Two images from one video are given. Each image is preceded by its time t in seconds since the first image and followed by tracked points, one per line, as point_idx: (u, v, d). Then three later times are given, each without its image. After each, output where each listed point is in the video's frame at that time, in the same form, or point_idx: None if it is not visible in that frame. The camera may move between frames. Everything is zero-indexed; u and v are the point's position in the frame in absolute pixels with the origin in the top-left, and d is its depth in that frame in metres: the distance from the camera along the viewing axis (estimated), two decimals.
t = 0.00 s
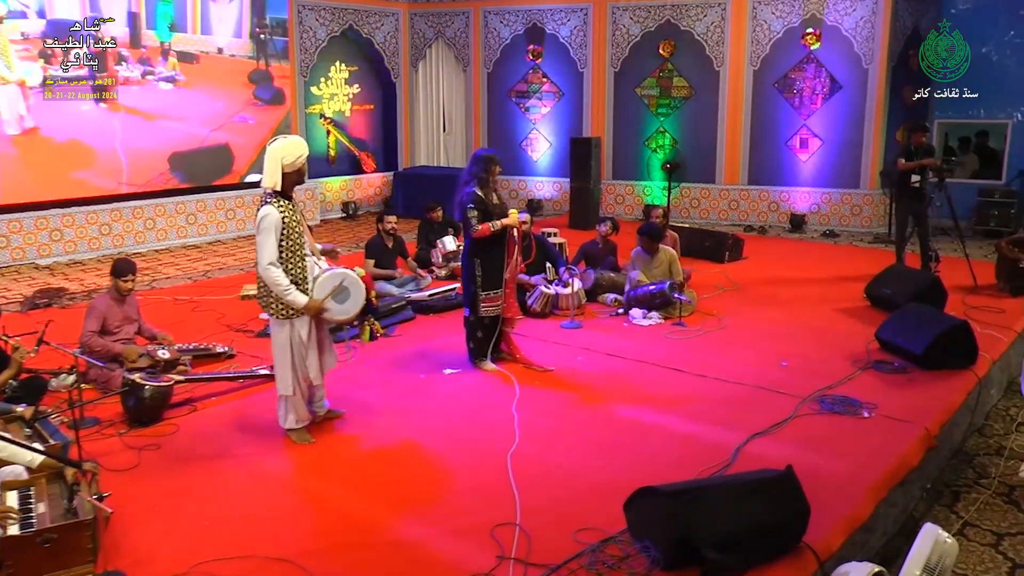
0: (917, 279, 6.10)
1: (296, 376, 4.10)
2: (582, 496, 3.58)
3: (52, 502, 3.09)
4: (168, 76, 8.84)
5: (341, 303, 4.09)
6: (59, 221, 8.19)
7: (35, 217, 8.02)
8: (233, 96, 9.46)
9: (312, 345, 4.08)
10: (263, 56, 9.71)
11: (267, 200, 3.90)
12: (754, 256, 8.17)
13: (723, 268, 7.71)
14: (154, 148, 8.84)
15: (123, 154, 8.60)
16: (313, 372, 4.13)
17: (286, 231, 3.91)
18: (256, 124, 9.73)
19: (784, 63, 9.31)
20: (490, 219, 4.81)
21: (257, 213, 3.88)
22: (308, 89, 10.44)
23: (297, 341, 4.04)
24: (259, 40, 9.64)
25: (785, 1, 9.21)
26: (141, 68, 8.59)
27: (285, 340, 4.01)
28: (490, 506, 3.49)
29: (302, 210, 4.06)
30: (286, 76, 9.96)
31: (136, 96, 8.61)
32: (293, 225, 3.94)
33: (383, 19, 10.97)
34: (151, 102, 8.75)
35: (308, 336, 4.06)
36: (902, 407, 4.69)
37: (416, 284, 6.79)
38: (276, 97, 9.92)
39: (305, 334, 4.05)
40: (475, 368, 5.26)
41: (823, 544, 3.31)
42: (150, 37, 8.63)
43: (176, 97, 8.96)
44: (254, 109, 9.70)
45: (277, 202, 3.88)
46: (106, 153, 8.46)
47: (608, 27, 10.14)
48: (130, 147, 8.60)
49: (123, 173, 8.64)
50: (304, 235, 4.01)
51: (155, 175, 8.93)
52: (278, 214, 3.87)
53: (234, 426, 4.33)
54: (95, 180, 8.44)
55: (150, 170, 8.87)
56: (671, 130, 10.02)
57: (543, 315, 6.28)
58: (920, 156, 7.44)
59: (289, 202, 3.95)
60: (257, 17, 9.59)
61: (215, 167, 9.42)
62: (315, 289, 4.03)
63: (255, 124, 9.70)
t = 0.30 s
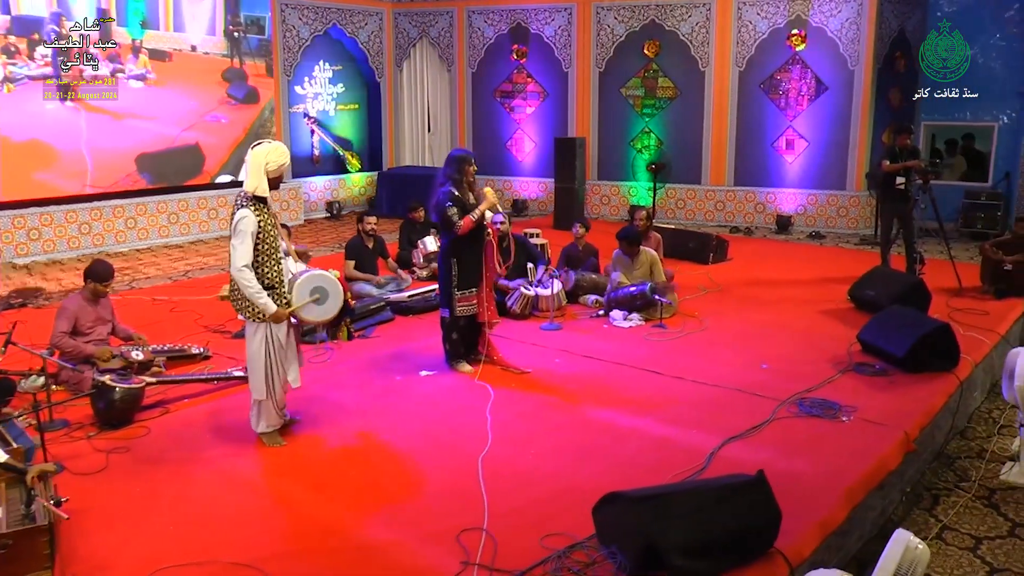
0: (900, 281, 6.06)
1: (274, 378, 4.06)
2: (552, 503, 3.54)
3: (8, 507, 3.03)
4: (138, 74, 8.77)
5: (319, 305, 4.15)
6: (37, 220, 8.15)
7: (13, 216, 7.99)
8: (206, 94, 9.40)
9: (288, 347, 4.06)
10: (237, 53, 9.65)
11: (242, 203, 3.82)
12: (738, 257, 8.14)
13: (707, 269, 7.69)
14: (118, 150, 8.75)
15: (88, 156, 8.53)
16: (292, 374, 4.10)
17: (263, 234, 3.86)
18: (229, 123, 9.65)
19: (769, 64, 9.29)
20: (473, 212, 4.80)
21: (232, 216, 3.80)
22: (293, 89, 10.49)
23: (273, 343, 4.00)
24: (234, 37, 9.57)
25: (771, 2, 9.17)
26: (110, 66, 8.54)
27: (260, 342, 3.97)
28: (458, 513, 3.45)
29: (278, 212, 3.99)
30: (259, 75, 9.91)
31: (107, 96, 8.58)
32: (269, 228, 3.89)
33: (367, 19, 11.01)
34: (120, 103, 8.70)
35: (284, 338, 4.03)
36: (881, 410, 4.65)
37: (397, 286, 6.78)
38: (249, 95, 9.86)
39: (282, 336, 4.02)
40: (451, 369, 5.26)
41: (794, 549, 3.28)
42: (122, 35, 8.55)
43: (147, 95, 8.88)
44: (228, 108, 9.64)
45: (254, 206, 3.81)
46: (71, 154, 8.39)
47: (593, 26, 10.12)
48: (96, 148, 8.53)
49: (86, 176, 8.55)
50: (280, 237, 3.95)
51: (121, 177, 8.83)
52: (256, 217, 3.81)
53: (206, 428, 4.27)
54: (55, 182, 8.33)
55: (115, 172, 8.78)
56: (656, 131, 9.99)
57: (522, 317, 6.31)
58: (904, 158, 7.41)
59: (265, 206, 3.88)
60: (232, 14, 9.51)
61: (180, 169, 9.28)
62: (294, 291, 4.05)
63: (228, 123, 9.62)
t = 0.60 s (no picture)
0: (913, 283, 5.96)
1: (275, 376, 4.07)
2: (548, 509, 3.50)
3: None
4: (140, 75, 8.85)
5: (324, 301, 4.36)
6: (47, 221, 8.27)
7: (24, 216, 8.10)
8: (210, 93, 9.47)
9: (293, 344, 4.08)
10: (242, 54, 9.69)
11: (248, 201, 3.82)
12: (750, 258, 8.06)
13: (718, 270, 7.60)
14: (116, 152, 8.78)
15: (86, 160, 8.58)
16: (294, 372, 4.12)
17: (270, 231, 3.86)
18: (232, 124, 9.69)
19: (782, 63, 9.19)
20: (480, 205, 4.81)
21: (238, 214, 3.79)
22: (305, 89, 10.60)
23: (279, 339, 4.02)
24: (238, 38, 9.62)
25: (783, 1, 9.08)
26: (112, 67, 8.63)
27: (267, 339, 3.98)
28: (452, 518, 3.43)
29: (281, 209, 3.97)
30: (264, 75, 9.95)
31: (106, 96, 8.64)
32: (275, 224, 3.89)
33: (378, 19, 11.04)
34: (122, 104, 8.77)
35: (290, 335, 4.05)
36: (890, 414, 4.57)
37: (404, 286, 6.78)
38: (253, 97, 9.89)
39: (288, 333, 4.05)
40: (454, 370, 5.22)
41: (793, 557, 3.21)
42: (124, 35, 8.65)
43: (149, 96, 8.96)
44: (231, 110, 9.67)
45: (260, 203, 3.81)
46: (67, 156, 8.43)
47: (605, 26, 10.07)
48: (92, 151, 8.57)
49: (82, 179, 8.57)
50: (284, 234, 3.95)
51: (118, 181, 8.86)
52: (263, 215, 3.80)
53: (205, 429, 4.26)
54: (52, 182, 8.37)
55: (112, 176, 8.81)
56: (669, 131, 9.92)
57: (528, 319, 6.31)
58: (918, 157, 7.30)
59: (269, 203, 3.88)
60: (235, 16, 9.56)
61: (178, 171, 9.30)
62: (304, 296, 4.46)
63: (231, 125, 9.67)
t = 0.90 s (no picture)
0: (947, 286, 5.79)
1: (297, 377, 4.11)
2: (558, 515, 3.45)
3: (9, 502, 3.08)
4: (174, 77, 9.01)
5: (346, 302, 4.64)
6: (82, 220, 8.45)
7: (58, 215, 8.29)
8: (243, 97, 9.58)
9: (317, 344, 4.15)
10: (277, 55, 9.82)
11: (270, 209, 3.87)
12: (782, 259, 7.92)
13: (749, 271, 7.48)
14: (148, 154, 8.94)
15: (117, 163, 8.74)
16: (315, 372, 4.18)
17: (293, 237, 3.92)
18: (264, 126, 9.80)
19: (818, 61, 9.02)
20: (503, 206, 4.71)
21: (262, 224, 3.84)
22: (337, 89, 10.67)
23: (302, 341, 4.08)
24: (274, 39, 9.75)
25: None
26: (146, 68, 8.79)
27: (292, 342, 4.04)
28: (461, 522, 3.39)
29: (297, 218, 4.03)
30: (299, 77, 10.06)
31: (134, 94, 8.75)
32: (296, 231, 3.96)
33: (411, 19, 11.07)
34: (156, 104, 8.92)
35: (314, 336, 4.13)
36: (918, 421, 4.44)
37: (431, 286, 6.76)
38: (287, 98, 10.01)
39: (311, 334, 4.12)
40: (476, 373, 5.17)
41: (808, 568, 3.13)
42: (162, 37, 8.86)
43: (183, 98, 9.12)
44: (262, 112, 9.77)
45: (283, 211, 3.87)
46: (99, 158, 8.60)
47: (638, 24, 9.98)
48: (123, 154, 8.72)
49: (111, 182, 8.71)
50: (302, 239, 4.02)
51: (146, 183, 8.99)
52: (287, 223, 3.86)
53: (222, 429, 4.28)
54: (82, 181, 8.52)
55: (142, 177, 8.95)
56: (703, 130, 9.78)
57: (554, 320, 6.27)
58: (956, 157, 7.11)
59: (290, 210, 3.95)
60: (272, 17, 9.71)
61: (205, 176, 9.39)
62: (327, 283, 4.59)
63: (263, 127, 9.78)
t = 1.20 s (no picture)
0: (975, 291, 5.66)
1: (310, 370, 4.14)
2: (561, 518, 3.41)
3: (17, 495, 3.12)
4: (214, 77, 9.22)
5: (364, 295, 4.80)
6: (111, 217, 8.60)
7: (88, 213, 8.45)
8: (281, 98, 9.76)
9: (330, 339, 4.19)
10: (318, 56, 10.02)
11: (293, 202, 3.91)
12: (810, 261, 7.80)
13: (774, 273, 7.37)
14: (179, 154, 9.10)
15: (150, 161, 8.92)
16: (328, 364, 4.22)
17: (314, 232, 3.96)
18: (301, 128, 9.94)
19: (850, 60, 8.86)
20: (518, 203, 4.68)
21: (285, 216, 3.87)
22: (365, 88, 10.71)
23: (314, 335, 4.11)
24: (315, 40, 9.95)
25: None
26: (186, 69, 9.01)
27: (306, 336, 4.06)
28: (463, 524, 3.37)
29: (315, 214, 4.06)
30: (340, 78, 10.23)
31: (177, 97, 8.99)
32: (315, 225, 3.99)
33: (440, 18, 11.08)
34: (194, 106, 9.12)
35: (326, 331, 4.16)
36: (938, 429, 4.33)
37: (451, 285, 6.74)
38: (328, 100, 10.18)
39: (322, 329, 4.15)
40: (490, 373, 5.13)
41: None
42: (203, 38, 9.08)
43: (221, 98, 9.32)
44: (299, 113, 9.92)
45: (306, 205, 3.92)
46: (132, 156, 8.79)
47: (667, 23, 9.88)
48: (158, 153, 8.91)
49: (144, 180, 8.90)
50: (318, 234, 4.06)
51: (179, 183, 9.15)
52: (310, 216, 3.91)
53: (234, 426, 4.31)
54: (117, 173, 8.73)
55: (173, 179, 9.11)
56: (732, 130, 9.66)
57: (573, 320, 6.21)
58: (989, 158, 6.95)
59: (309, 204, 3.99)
60: (313, 17, 9.90)
61: (237, 175, 9.53)
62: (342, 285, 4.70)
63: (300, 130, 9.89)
